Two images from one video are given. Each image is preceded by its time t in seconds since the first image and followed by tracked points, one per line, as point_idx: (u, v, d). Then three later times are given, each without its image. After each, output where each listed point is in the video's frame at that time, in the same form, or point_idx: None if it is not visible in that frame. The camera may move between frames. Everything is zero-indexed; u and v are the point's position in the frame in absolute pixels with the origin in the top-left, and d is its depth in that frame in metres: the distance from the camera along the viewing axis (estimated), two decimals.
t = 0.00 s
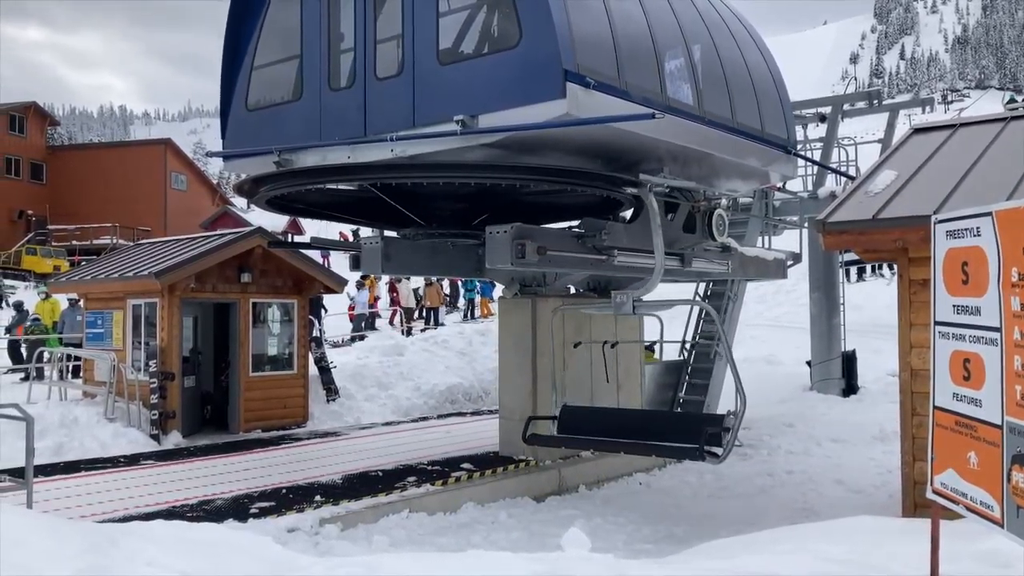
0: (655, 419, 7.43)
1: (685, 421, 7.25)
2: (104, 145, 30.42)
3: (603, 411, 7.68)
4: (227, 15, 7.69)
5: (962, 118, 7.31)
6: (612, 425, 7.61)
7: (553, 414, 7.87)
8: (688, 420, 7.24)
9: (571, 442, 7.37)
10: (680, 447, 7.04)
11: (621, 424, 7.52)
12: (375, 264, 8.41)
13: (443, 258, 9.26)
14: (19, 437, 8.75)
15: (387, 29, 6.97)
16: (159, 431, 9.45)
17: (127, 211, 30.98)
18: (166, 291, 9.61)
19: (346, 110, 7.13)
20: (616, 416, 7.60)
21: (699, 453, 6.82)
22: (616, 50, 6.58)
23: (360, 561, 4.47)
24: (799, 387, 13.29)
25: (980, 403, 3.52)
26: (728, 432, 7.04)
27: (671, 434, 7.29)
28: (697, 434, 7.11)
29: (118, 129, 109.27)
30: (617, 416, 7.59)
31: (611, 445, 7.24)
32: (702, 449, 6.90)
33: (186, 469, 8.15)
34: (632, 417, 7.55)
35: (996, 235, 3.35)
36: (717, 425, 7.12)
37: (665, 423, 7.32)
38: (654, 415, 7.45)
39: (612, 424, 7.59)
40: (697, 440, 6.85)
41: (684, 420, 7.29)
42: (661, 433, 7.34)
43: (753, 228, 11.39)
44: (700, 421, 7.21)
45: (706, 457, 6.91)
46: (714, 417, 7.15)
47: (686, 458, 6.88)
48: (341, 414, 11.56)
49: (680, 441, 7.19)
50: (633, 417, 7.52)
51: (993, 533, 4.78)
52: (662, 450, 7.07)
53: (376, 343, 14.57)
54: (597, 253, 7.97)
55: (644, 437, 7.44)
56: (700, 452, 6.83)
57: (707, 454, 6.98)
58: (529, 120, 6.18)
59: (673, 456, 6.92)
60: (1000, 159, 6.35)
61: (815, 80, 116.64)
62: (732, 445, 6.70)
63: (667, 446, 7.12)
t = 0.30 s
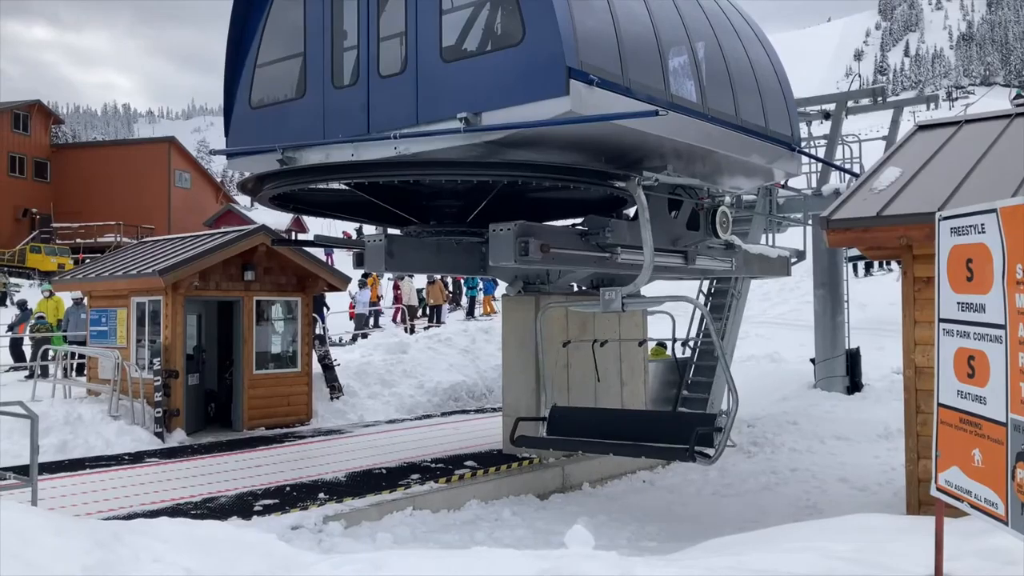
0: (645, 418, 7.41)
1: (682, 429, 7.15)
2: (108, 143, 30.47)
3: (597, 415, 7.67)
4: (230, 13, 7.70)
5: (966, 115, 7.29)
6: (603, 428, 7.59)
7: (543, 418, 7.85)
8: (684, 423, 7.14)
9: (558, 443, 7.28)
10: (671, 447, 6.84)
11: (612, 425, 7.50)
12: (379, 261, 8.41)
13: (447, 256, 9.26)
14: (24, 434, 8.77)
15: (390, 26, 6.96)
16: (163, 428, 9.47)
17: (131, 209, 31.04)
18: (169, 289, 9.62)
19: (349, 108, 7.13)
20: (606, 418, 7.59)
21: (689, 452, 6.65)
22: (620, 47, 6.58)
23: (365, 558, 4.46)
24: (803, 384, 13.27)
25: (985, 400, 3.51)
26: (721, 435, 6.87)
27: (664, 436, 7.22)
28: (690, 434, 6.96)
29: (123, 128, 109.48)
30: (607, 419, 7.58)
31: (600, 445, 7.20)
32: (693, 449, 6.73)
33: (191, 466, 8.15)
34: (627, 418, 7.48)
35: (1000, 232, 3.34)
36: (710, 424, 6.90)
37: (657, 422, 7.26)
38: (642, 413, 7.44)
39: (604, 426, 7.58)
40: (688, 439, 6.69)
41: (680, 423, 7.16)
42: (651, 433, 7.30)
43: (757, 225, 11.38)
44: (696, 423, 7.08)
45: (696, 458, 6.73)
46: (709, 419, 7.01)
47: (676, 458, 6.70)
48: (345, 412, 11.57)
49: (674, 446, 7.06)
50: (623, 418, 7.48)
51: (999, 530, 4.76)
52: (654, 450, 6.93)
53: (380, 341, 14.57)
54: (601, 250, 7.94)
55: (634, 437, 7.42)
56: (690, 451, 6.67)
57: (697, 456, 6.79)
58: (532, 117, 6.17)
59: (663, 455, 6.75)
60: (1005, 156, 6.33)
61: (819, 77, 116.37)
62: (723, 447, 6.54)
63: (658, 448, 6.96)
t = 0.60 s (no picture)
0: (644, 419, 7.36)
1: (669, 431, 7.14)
2: (112, 140, 30.52)
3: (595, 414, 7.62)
4: (234, 10, 7.70)
5: (972, 110, 7.26)
6: (597, 428, 7.57)
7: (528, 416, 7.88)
8: (673, 422, 7.13)
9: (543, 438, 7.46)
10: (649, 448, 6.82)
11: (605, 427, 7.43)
12: (383, 258, 8.41)
13: (451, 253, 9.26)
14: (30, 431, 8.80)
15: (393, 22, 6.96)
16: (168, 425, 9.49)
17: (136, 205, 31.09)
18: (174, 286, 9.64)
19: (353, 105, 7.13)
20: (601, 417, 7.56)
21: (664, 453, 6.61)
22: (624, 43, 6.57)
23: (370, 553, 4.46)
24: (808, 381, 13.25)
25: (990, 396, 3.50)
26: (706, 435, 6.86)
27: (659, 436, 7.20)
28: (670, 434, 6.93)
29: (127, 125, 109.62)
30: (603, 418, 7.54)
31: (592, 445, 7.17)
32: (670, 450, 6.70)
33: (194, 463, 8.17)
34: (623, 419, 7.43)
35: (1005, 227, 3.34)
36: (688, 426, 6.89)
37: (653, 423, 7.21)
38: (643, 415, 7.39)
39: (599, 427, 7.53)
40: (664, 440, 6.67)
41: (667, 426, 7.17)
42: (645, 434, 7.27)
43: (761, 221, 11.37)
44: (684, 425, 7.09)
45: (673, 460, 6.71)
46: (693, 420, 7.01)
47: (652, 459, 6.68)
48: (349, 408, 11.60)
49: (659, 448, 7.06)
50: (616, 419, 7.44)
51: (1005, 526, 4.75)
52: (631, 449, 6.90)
53: (384, 338, 14.58)
54: (605, 246, 7.94)
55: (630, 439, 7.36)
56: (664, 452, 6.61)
57: (676, 457, 6.78)
58: (536, 113, 6.17)
59: (640, 456, 6.74)
60: (1010, 151, 6.31)
61: (823, 73, 116.22)
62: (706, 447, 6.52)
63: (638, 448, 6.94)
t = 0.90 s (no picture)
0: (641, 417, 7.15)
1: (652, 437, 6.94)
2: (119, 136, 30.59)
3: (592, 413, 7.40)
4: (240, 7, 7.71)
5: (979, 106, 7.23)
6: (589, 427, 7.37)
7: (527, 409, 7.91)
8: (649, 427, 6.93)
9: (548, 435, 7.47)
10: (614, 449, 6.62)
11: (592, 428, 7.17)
12: (389, 254, 8.41)
13: (457, 248, 9.25)
14: (38, 426, 8.83)
15: (399, 18, 6.96)
16: (174, 420, 9.52)
17: (142, 201, 31.17)
18: (181, 281, 9.67)
19: (359, 101, 7.14)
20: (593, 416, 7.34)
21: (623, 454, 6.39)
22: (630, 39, 6.56)
23: (376, 548, 4.47)
24: (814, 377, 13.22)
25: (998, 393, 3.49)
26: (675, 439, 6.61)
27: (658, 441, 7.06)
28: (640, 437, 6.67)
29: (133, 121, 109.83)
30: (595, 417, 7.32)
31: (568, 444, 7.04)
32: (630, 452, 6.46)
33: (200, 458, 8.20)
34: (611, 416, 7.23)
35: (1013, 223, 3.33)
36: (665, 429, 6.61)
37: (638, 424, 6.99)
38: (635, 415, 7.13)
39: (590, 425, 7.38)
40: (626, 441, 6.47)
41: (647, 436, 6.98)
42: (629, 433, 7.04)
43: (767, 217, 11.35)
44: (659, 429, 6.88)
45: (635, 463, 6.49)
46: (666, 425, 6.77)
47: (613, 461, 6.49)
48: (355, 404, 11.62)
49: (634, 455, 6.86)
50: (602, 418, 7.25)
51: (1012, 523, 4.74)
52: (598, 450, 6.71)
53: (390, 333, 14.59)
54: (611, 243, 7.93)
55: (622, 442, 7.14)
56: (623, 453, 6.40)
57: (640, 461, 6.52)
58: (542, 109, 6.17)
59: (602, 457, 6.57)
60: (1018, 147, 6.28)
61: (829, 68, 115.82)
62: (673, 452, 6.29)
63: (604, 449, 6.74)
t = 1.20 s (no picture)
0: (625, 421, 7.09)
1: (624, 438, 6.86)
2: (128, 133, 30.70)
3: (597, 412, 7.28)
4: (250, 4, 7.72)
5: (992, 101, 7.18)
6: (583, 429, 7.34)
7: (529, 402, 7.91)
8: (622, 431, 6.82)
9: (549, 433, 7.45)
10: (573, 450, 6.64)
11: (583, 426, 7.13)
12: (398, 250, 8.41)
13: (464, 244, 9.25)
14: (49, 421, 8.88)
15: (408, 14, 6.95)
16: (184, 416, 9.56)
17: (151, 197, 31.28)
18: (190, 278, 9.70)
19: (368, 97, 7.13)
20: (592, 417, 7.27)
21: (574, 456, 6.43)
22: (640, 35, 6.54)
23: (385, 543, 4.48)
24: (824, 373, 13.18)
25: (1011, 389, 3.47)
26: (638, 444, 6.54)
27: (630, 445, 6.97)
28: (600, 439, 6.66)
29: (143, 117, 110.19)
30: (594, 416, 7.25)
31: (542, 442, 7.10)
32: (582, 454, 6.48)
33: (211, 453, 8.23)
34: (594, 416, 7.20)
35: None
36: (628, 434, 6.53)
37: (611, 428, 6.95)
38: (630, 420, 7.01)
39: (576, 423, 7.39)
40: (582, 442, 6.51)
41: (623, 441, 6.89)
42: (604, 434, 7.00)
43: (777, 213, 11.30)
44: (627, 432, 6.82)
45: (590, 464, 6.52)
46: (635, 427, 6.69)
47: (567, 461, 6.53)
48: (364, 399, 11.65)
49: (603, 458, 6.81)
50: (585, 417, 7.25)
51: None
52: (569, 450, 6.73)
53: (399, 329, 14.61)
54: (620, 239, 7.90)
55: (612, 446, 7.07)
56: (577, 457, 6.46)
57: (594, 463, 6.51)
58: (551, 104, 6.15)
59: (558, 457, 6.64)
60: None
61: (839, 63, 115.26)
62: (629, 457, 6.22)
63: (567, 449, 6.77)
